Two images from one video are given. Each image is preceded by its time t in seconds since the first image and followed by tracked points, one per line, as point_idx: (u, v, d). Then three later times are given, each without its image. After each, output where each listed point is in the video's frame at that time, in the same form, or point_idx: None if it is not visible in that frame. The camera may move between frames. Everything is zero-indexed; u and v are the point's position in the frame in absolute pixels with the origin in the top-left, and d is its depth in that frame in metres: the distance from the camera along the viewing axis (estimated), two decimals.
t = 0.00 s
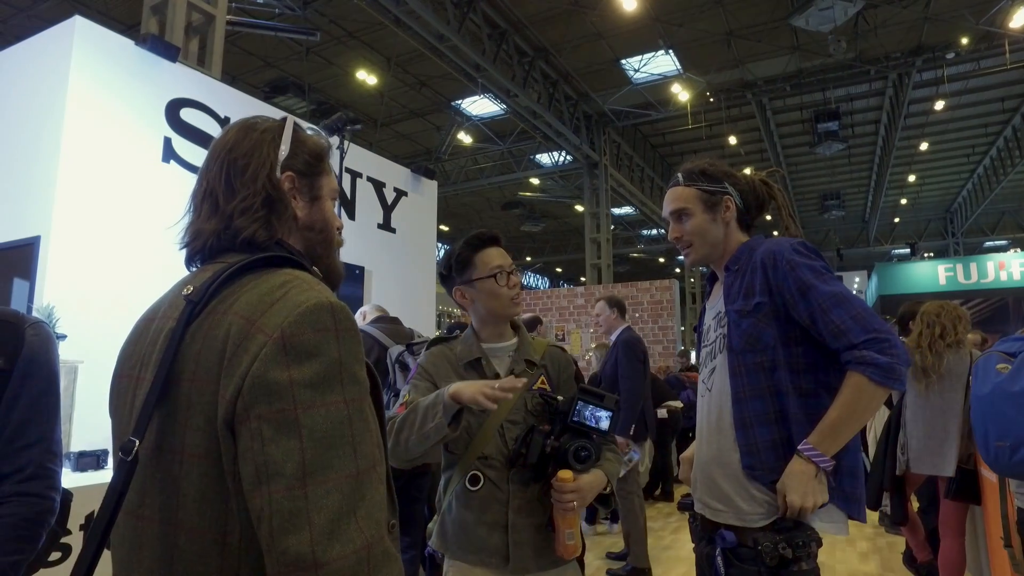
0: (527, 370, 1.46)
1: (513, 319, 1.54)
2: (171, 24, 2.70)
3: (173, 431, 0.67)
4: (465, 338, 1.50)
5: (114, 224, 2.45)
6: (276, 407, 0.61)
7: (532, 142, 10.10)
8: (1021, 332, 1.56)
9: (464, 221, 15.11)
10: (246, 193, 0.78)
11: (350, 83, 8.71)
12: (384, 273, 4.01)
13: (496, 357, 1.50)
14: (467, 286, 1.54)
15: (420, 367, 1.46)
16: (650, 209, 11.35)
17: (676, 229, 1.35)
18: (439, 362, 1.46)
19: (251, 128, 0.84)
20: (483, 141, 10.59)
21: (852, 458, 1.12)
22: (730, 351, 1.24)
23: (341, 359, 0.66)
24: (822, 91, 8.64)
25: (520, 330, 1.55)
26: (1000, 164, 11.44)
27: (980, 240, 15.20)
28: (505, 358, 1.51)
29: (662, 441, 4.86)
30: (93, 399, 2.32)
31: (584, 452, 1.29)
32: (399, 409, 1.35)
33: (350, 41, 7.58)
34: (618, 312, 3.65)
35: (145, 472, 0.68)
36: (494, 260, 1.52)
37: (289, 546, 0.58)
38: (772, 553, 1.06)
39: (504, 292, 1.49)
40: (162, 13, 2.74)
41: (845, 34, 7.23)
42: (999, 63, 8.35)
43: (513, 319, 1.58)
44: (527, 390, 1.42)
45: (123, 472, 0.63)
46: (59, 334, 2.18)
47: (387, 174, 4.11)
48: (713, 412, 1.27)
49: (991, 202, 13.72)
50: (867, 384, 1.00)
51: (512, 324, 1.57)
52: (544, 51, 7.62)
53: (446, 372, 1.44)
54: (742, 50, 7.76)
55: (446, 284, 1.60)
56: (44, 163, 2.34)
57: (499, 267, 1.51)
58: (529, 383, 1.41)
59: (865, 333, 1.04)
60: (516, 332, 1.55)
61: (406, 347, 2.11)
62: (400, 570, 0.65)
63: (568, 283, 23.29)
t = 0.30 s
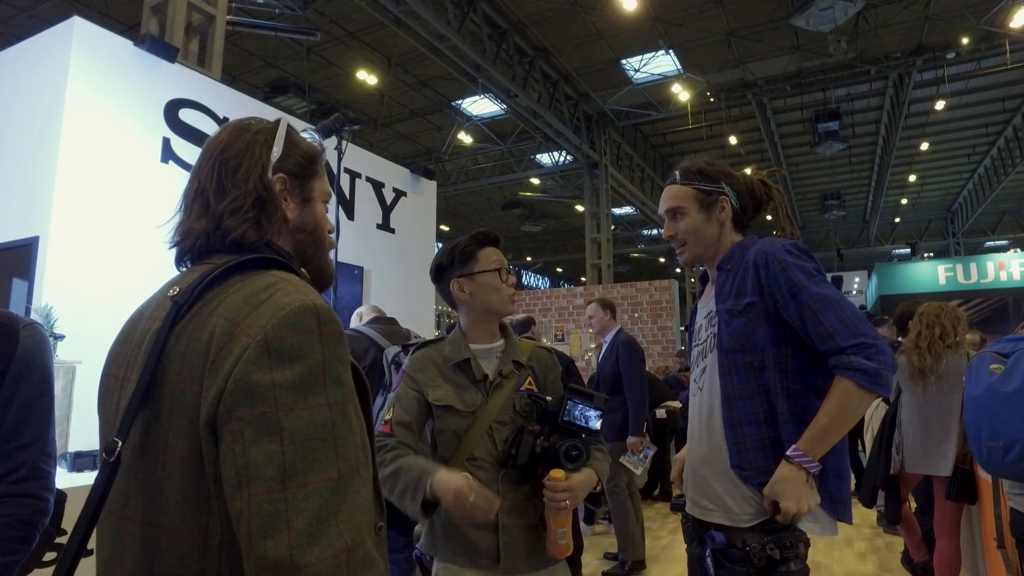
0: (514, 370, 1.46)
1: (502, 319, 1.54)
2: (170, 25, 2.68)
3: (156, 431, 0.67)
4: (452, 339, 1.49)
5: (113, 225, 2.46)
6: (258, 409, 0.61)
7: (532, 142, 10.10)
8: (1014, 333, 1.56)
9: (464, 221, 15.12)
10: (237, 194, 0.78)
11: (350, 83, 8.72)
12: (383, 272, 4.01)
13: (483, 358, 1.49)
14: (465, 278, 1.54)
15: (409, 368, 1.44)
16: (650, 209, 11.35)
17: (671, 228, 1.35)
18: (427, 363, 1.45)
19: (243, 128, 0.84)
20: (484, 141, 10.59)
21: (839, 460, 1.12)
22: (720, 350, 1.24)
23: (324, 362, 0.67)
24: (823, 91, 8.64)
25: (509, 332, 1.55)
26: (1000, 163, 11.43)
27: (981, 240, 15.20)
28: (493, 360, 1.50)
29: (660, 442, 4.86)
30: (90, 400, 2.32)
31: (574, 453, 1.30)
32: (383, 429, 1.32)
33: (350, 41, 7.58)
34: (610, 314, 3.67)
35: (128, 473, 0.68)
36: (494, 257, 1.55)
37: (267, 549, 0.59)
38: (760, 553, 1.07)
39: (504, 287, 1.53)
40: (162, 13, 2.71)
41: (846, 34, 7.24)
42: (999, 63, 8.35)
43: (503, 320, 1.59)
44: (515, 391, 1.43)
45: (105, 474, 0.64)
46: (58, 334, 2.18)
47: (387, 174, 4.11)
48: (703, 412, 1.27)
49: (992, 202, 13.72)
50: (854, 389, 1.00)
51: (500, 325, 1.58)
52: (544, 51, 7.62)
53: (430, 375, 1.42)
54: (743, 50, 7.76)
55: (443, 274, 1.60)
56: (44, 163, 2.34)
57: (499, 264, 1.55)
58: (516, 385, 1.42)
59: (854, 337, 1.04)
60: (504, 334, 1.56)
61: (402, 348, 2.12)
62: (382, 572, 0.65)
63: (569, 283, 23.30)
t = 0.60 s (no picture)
0: (512, 371, 1.46)
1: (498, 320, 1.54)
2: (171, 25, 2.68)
3: (142, 434, 0.67)
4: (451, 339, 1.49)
5: (111, 225, 2.45)
6: (242, 412, 0.61)
7: (532, 142, 10.11)
8: (1011, 333, 1.56)
9: (465, 221, 15.12)
10: (227, 195, 0.79)
11: (350, 84, 8.72)
12: (383, 273, 4.01)
13: (482, 360, 1.49)
14: (462, 280, 1.54)
15: (407, 370, 1.45)
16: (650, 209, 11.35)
17: (667, 230, 1.35)
18: (425, 365, 1.45)
19: (234, 129, 0.84)
20: (484, 141, 10.59)
21: (835, 462, 1.12)
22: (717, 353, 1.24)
23: (310, 365, 0.66)
24: (823, 91, 8.64)
25: (506, 333, 1.56)
26: (1001, 163, 11.43)
27: (981, 240, 15.20)
28: (490, 360, 1.50)
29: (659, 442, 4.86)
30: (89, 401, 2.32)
31: (577, 449, 1.29)
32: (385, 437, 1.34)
33: (350, 41, 7.58)
34: (604, 314, 3.64)
35: (116, 474, 0.68)
36: (490, 260, 1.55)
37: (249, 553, 0.59)
38: (754, 555, 1.08)
39: (501, 289, 1.54)
40: (162, 13, 2.70)
41: (846, 34, 7.24)
42: (999, 63, 8.35)
43: (500, 322, 1.59)
44: (512, 391, 1.43)
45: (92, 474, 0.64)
46: (57, 335, 2.19)
47: (386, 174, 4.11)
48: (699, 413, 1.27)
49: (992, 202, 13.72)
50: (848, 390, 1.01)
51: (497, 325, 1.58)
52: (544, 51, 7.62)
53: (428, 378, 1.42)
54: (743, 50, 7.76)
55: (439, 274, 1.60)
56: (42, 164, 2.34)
57: (495, 267, 1.55)
58: (513, 384, 1.43)
59: (849, 339, 1.04)
60: (500, 335, 1.56)
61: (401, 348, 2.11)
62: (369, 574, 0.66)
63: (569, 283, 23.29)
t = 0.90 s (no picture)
0: (517, 371, 1.46)
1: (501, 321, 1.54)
2: (170, 26, 2.70)
3: (130, 440, 0.68)
4: (455, 340, 1.50)
5: (110, 226, 2.46)
6: (227, 416, 0.62)
7: (533, 142, 10.11)
8: (1007, 335, 1.57)
9: (465, 221, 15.12)
10: (219, 196, 0.79)
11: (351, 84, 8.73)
12: (383, 273, 4.01)
13: (486, 361, 1.49)
14: (464, 283, 1.55)
15: (412, 372, 1.45)
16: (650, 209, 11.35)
17: (668, 230, 1.34)
18: (430, 367, 1.46)
19: (226, 129, 0.84)
20: (484, 141, 10.59)
21: (834, 463, 1.13)
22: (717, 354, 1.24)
23: (296, 368, 0.67)
24: (823, 91, 8.64)
25: (509, 333, 1.56)
26: (1001, 163, 11.43)
27: (982, 240, 15.20)
28: (496, 361, 1.50)
29: (658, 443, 4.87)
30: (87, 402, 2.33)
31: (581, 451, 1.31)
32: (398, 438, 1.35)
33: (350, 41, 7.59)
34: (598, 315, 3.65)
35: (105, 480, 0.69)
36: (493, 261, 1.55)
37: (234, 560, 0.59)
38: (752, 556, 1.10)
39: (503, 291, 1.53)
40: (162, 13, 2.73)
41: (846, 33, 7.25)
42: (999, 63, 8.35)
43: (504, 323, 1.59)
44: (518, 391, 1.43)
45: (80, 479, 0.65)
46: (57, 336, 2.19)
47: (385, 175, 4.11)
48: (699, 415, 1.27)
49: (992, 202, 13.72)
50: (851, 374, 1.01)
51: (501, 326, 1.59)
52: (544, 51, 7.62)
53: (435, 378, 1.43)
54: (743, 50, 7.77)
55: (441, 279, 1.60)
56: (42, 164, 2.35)
57: (498, 267, 1.55)
58: (519, 384, 1.43)
59: (850, 324, 1.04)
60: (504, 336, 1.56)
61: (400, 349, 2.11)
62: None
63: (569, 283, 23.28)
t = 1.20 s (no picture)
0: (529, 372, 1.46)
1: (514, 321, 1.53)
2: (170, 26, 2.68)
3: (134, 439, 0.67)
4: (465, 338, 1.49)
5: (110, 227, 2.45)
6: (233, 417, 0.61)
7: (533, 142, 10.11)
8: (1006, 336, 1.58)
9: (465, 221, 15.12)
10: (222, 196, 0.78)
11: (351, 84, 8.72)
12: (383, 273, 4.01)
13: (498, 360, 1.49)
14: (479, 278, 1.54)
15: (423, 373, 1.44)
16: (651, 209, 11.34)
17: (673, 232, 1.34)
18: (442, 366, 1.44)
19: (228, 130, 0.84)
20: (485, 141, 10.59)
21: (839, 467, 1.13)
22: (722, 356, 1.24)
23: (303, 369, 0.66)
24: (824, 91, 8.62)
25: (520, 334, 1.55)
26: (1002, 163, 11.42)
27: (982, 239, 15.20)
28: (507, 361, 1.50)
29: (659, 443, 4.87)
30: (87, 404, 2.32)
31: (593, 451, 1.30)
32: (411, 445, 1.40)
33: (351, 41, 7.58)
34: (590, 316, 3.67)
35: (107, 480, 0.68)
36: (508, 258, 1.55)
37: (241, 562, 0.59)
38: (756, 558, 1.03)
39: (518, 288, 1.52)
40: (163, 13, 2.70)
41: (847, 33, 7.24)
42: (1000, 63, 8.33)
43: (514, 324, 1.58)
44: (529, 392, 1.43)
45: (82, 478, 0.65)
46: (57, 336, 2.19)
47: (386, 175, 4.11)
48: (705, 416, 1.26)
49: (993, 202, 13.71)
50: (827, 407, 1.01)
51: (512, 326, 1.58)
52: (544, 51, 7.60)
53: (447, 379, 1.42)
54: (743, 50, 7.76)
55: (457, 273, 1.59)
56: (42, 165, 2.34)
57: (513, 265, 1.54)
58: (530, 385, 1.43)
59: (828, 346, 1.04)
60: (516, 336, 1.55)
61: (402, 350, 2.12)
62: None
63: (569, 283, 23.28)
